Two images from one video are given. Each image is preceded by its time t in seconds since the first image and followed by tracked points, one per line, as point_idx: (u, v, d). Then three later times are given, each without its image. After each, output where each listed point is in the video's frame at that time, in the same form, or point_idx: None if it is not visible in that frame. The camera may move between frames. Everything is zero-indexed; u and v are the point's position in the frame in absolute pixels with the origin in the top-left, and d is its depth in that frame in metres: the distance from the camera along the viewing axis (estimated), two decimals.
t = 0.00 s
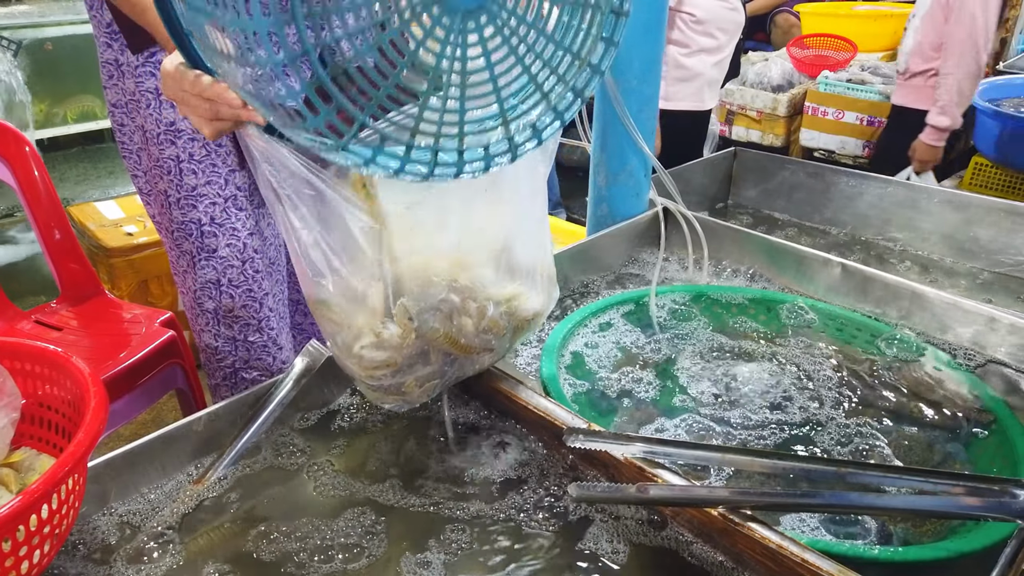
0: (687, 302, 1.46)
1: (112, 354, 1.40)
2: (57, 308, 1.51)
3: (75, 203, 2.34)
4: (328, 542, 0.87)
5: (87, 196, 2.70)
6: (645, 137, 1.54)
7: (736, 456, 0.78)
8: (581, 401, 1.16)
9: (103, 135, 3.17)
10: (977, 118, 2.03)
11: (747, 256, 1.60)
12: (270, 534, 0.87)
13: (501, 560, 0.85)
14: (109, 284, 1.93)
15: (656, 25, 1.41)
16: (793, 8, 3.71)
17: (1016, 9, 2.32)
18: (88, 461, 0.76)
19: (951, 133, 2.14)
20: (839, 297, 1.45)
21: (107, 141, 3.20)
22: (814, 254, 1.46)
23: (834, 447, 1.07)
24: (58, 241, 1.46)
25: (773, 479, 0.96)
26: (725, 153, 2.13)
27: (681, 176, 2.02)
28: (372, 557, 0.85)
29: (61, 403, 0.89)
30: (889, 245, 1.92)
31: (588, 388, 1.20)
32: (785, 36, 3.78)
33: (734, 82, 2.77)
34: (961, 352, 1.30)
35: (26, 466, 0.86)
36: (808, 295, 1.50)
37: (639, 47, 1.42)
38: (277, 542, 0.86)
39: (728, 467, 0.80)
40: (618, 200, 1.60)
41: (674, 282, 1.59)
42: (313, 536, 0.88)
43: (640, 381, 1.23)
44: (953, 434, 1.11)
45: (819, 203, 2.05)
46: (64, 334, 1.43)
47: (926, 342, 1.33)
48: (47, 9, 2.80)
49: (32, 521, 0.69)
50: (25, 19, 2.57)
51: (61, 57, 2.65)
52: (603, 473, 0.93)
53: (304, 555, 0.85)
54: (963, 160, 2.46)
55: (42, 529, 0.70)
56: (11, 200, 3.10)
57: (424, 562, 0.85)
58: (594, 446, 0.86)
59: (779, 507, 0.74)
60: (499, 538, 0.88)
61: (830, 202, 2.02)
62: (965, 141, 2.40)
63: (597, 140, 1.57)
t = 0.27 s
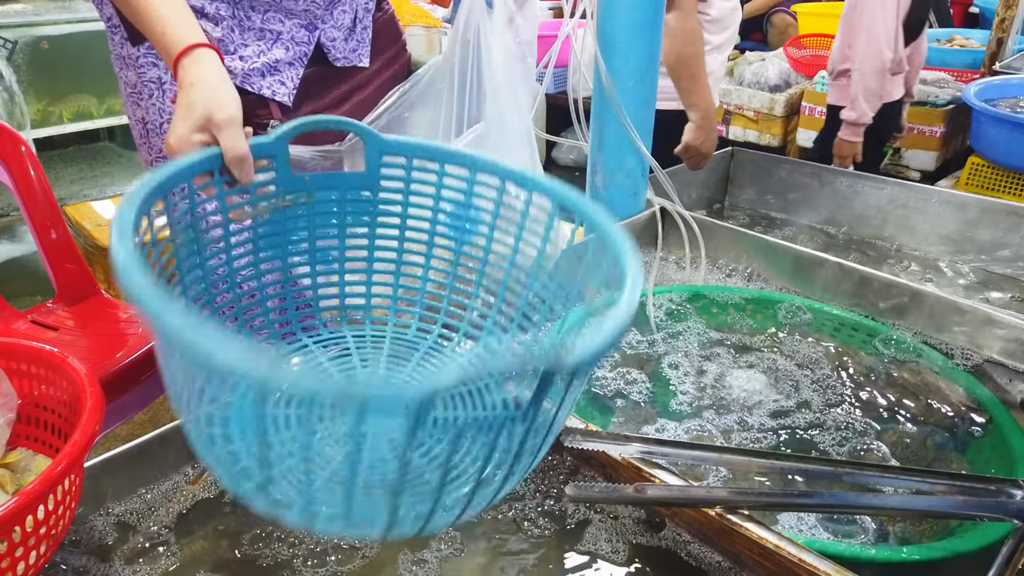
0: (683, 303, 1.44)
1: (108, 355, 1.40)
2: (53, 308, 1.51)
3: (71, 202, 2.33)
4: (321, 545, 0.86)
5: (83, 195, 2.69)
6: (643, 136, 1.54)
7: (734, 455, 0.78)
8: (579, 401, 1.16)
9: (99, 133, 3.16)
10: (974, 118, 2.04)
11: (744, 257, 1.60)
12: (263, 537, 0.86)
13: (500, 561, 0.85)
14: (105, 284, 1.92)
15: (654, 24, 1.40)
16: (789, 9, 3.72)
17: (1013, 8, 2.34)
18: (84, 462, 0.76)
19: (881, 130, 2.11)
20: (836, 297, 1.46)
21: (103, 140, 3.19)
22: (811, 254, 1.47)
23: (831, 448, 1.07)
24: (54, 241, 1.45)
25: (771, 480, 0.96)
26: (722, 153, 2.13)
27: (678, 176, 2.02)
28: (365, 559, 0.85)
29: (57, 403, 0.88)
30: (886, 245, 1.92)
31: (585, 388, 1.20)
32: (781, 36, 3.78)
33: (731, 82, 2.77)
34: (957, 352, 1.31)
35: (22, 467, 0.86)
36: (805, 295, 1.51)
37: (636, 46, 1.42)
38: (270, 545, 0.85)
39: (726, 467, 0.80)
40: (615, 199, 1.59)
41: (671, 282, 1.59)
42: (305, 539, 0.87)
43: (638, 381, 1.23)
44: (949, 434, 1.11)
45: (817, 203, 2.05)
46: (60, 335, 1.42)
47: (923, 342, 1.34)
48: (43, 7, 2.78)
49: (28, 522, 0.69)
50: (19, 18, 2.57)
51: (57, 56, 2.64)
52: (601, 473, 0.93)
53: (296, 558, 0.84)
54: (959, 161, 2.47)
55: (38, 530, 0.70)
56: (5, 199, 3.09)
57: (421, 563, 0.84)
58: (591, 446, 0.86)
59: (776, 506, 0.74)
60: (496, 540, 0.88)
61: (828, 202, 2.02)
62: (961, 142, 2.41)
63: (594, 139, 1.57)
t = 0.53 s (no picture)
0: (682, 302, 1.46)
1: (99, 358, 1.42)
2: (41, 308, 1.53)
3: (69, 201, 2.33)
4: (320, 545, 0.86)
5: (81, 195, 2.69)
6: (642, 136, 1.54)
7: (732, 456, 0.78)
8: (577, 401, 1.16)
9: (97, 133, 3.16)
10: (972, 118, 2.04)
11: (743, 257, 1.60)
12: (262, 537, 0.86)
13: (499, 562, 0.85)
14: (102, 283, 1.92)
15: (652, 25, 1.40)
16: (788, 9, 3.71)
17: (1011, 8, 2.34)
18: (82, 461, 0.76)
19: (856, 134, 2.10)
20: (835, 298, 1.46)
21: (102, 140, 3.18)
22: (810, 254, 1.47)
23: (828, 447, 1.07)
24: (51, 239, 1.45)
25: (770, 479, 0.96)
26: (721, 153, 2.13)
27: (677, 175, 2.02)
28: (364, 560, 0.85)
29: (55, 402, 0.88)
30: (885, 245, 1.92)
31: (583, 388, 1.20)
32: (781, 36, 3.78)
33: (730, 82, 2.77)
34: (956, 352, 1.30)
35: (19, 466, 0.85)
36: (803, 295, 1.51)
37: (634, 46, 1.42)
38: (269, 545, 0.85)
39: (724, 466, 0.80)
40: (614, 200, 1.59)
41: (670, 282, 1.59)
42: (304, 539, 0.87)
43: (637, 381, 1.23)
44: (948, 435, 1.11)
45: (815, 203, 2.05)
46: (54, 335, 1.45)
47: (922, 342, 1.33)
48: (42, 7, 2.78)
49: (25, 521, 0.69)
50: (16, 17, 2.56)
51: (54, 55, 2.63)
52: (600, 473, 0.94)
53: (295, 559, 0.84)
54: (958, 161, 2.47)
55: (35, 530, 0.70)
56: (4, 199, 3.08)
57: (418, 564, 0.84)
58: (589, 446, 0.86)
59: (774, 507, 0.74)
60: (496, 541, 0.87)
61: (828, 202, 2.02)
62: (960, 142, 2.41)
63: (593, 140, 1.57)
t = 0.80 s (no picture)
0: (683, 301, 1.46)
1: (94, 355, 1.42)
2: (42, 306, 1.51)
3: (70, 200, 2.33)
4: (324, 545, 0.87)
5: (82, 193, 2.69)
6: (643, 136, 1.54)
7: (734, 455, 0.78)
8: (578, 400, 1.16)
9: (98, 132, 3.16)
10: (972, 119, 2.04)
11: (743, 257, 1.60)
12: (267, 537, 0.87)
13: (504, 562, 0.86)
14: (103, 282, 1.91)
15: (653, 25, 1.41)
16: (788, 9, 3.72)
17: (1011, 10, 2.33)
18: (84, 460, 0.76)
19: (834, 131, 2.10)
20: (836, 298, 1.46)
21: (102, 139, 3.18)
22: (811, 254, 1.47)
23: (829, 447, 1.08)
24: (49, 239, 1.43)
25: (771, 479, 0.96)
26: (721, 153, 2.13)
27: (678, 175, 2.02)
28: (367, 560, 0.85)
29: (56, 401, 0.88)
30: (885, 245, 1.92)
31: (584, 387, 1.20)
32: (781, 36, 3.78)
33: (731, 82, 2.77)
34: (957, 351, 1.30)
35: (21, 464, 0.86)
36: (804, 294, 1.51)
37: (635, 46, 1.42)
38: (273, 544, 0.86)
39: (726, 465, 0.80)
40: (615, 199, 1.60)
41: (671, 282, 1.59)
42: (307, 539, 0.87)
43: (639, 380, 1.24)
44: (949, 435, 1.11)
45: (816, 203, 2.05)
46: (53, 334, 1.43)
47: (923, 342, 1.33)
48: (42, 6, 2.78)
49: (28, 520, 0.69)
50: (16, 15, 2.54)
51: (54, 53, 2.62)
52: (602, 472, 0.94)
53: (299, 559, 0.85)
54: (958, 161, 2.47)
55: (37, 528, 0.70)
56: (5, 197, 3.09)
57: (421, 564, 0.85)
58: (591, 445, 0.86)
59: (776, 506, 0.74)
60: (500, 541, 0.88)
61: (828, 202, 2.02)
62: (960, 142, 2.41)
63: (594, 139, 1.57)
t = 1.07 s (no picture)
0: (686, 301, 1.47)
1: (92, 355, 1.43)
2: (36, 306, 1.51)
3: (75, 199, 2.34)
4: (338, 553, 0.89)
5: (86, 192, 2.70)
6: (646, 136, 1.55)
7: (738, 454, 0.78)
8: (581, 400, 1.17)
9: (102, 132, 3.17)
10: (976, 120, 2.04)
11: (746, 257, 1.61)
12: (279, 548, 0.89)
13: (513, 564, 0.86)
14: (108, 280, 1.92)
15: (656, 25, 1.41)
16: (792, 9, 3.72)
17: (1015, 11, 2.31)
18: (93, 456, 0.77)
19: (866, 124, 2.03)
20: (839, 298, 1.46)
21: (106, 138, 3.19)
22: (814, 254, 1.47)
23: (832, 447, 1.08)
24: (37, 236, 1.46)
25: (774, 478, 0.97)
26: (724, 153, 2.14)
27: (682, 175, 2.02)
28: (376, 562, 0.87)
29: (64, 398, 0.89)
30: (887, 246, 1.93)
31: (588, 386, 1.21)
32: (783, 36, 3.79)
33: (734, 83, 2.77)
34: (959, 352, 1.30)
35: (29, 461, 0.87)
36: (807, 294, 1.51)
37: (639, 46, 1.43)
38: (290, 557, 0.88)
39: (729, 464, 0.81)
40: (619, 199, 1.60)
41: (674, 282, 1.60)
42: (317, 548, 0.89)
43: (642, 380, 1.24)
44: (951, 435, 1.11)
45: (819, 203, 2.06)
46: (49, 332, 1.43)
47: (926, 343, 1.33)
48: (47, 4, 2.78)
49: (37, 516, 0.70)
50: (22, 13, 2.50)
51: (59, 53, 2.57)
52: (605, 471, 0.95)
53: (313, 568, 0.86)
54: (961, 162, 2.47)
55: (47, 524, 0.71)
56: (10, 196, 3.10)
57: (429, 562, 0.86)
58: (595, 444, 0.86)
59: (779, 506, 0.74)
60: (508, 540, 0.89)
61: (831, 203, 2.02)
62: (964, 143, 2.41)
63: (598, 139, 1.58)
